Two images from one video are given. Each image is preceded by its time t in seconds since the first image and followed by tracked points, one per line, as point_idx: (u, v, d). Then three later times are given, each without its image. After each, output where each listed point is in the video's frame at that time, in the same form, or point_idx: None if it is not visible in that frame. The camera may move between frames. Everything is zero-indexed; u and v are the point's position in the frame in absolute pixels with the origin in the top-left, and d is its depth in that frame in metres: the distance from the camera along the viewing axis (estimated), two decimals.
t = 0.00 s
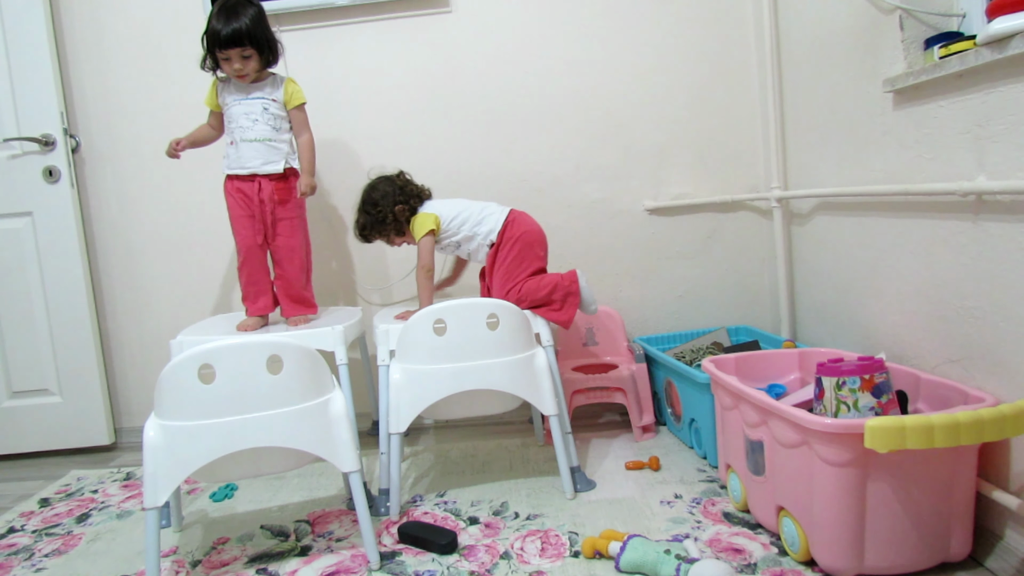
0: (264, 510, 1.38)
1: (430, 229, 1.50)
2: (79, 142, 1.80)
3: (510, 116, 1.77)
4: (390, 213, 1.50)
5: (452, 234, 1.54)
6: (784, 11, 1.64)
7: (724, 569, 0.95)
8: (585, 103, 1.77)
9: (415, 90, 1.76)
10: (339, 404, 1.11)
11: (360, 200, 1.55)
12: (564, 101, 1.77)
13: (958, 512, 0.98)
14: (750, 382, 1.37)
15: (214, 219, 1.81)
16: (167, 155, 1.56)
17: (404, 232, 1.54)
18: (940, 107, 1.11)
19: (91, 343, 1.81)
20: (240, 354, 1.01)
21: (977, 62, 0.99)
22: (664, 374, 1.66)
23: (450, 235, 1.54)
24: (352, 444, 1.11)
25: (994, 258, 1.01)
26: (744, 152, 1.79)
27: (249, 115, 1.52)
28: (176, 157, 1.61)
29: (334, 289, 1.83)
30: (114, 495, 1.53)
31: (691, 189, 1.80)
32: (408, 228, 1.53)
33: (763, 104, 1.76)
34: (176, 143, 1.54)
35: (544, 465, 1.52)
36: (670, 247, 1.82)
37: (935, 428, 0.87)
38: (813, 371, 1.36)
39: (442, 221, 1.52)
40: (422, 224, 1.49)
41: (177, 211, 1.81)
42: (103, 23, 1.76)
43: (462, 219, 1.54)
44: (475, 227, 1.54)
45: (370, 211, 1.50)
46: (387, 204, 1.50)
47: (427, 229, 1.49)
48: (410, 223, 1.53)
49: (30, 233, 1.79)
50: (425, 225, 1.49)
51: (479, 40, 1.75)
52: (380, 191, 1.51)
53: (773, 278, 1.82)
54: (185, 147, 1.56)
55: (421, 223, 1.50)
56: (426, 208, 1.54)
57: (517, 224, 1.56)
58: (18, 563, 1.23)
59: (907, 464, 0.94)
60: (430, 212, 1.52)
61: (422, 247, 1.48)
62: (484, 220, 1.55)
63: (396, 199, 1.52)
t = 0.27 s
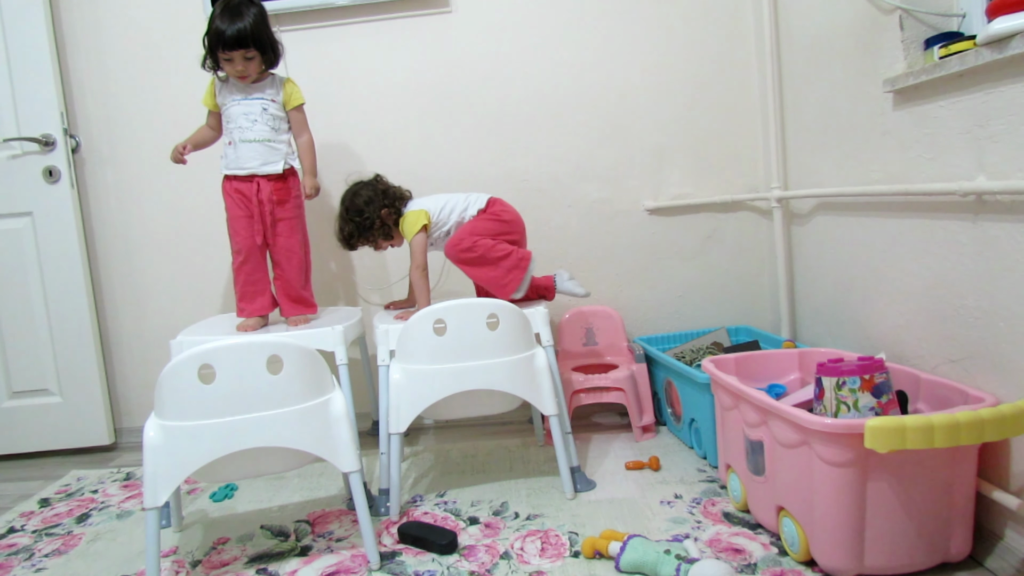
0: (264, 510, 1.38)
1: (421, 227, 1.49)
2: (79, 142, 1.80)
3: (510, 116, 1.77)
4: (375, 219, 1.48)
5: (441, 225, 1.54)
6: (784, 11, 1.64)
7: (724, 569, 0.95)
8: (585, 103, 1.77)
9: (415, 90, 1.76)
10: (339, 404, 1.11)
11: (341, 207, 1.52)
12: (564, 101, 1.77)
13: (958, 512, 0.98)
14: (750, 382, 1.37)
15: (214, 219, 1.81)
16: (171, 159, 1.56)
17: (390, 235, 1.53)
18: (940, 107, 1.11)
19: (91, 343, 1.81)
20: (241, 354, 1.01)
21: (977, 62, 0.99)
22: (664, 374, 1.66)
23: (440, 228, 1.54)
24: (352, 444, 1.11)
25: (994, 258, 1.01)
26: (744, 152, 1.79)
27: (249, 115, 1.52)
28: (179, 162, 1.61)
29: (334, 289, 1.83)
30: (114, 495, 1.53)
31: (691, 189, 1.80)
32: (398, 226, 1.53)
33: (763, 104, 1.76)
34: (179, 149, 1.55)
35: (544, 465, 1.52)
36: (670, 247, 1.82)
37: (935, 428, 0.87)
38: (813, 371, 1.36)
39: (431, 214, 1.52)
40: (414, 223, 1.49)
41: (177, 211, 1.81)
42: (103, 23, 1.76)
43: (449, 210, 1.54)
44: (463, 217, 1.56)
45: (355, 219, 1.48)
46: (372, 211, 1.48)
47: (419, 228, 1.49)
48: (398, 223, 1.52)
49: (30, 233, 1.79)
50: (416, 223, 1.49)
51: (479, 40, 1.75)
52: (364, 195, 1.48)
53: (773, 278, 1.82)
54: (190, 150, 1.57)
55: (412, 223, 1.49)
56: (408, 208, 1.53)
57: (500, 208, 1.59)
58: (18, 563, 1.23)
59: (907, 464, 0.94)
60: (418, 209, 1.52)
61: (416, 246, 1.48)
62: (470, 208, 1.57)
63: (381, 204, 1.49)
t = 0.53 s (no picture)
0: (264, 510, 1.39)
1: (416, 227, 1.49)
2: (79, 142, 1.80)
3: (510, 116, 1.77)
4: (366, 219, 1.50)
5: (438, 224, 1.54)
6: (784, 10, 1.64)
7: (724, 569, 0.95)
8: (585, 103, 1.77)
9: (415, 90, 1.76)
10: (339, 404, 1.11)
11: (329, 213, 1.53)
12: (564, 101, 1.77)
13: (958, 512, 0.98)
14: (750, 382, 1.38)
15: (214, 219, 1.81)
16: (177, 157, 1.57)
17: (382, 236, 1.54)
18: (940, 107, 1.11)
19: (91, 343, 1.81)
20: (241, 354, 1.01)
21: (977, 62, 0.99)
22: (664, 374, 1.66)
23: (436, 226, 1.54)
24: (352, 444, 1.11)
25: (994, 258, 1.01)
26: (744, 152, 1.79)
27: (257, 116, 1.51)
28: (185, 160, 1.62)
29: (334, 289, 1.83)
30: (114, 495, 1.53)
31: (691, 189, 1.80)
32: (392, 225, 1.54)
33: (763, 104, 1.75)
34: (184, 147, 1.57)
35: (544, 465, 1.52)
36: (670, 247, 1.82)
37: (935, 428, 0.87)
38: (813, 371, 1.36)
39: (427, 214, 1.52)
40: (408, 224, 1.48)
41: (177, 211, 1.81)
42: (103, 23, 1.76)
43: (442, 208, 1.54)
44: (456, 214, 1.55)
45: (346, 222, 1.49)
46: (363, 211, 1.49)
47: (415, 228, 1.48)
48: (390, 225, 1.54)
49: (30, 233, 1.79)
50: (412, 223, 1.49)
51: (479, 41, 1.75)
52: (352, 198, 1.50)
53: (773, 278, 1.82)
54: (196, 148, 1.58)
55: (407, 222, 1.49)
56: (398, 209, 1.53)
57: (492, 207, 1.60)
58: (18, 563, 1.23)
59: (907, 464, 0.94)
60: (411, 209, 1.51)
61: (412, 245, 1.48)
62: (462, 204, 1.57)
63: (370, 204, 1.51)
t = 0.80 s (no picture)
0: (264, 510, 1.39)
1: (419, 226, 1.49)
2: (79, 142, 1.80)
3: (509, 116, 1.77)
4: (375, 219, 1.47)
5: (441, 221, 1.53)
6: (784, 11, 1.64)
7: (724, 569, 0.95)
8: (585, 103, 1.77)
9: (415, 90, 1.76)
10: (339, 404, 1.11)
11: (334, 223, 1.48)
12: (564, 101, 1.77)
13: (958, 512, 0.98)
14: (750, 382, 1.38)
15: (214, 219, 1.81)
16: (180, 164, 1.57)
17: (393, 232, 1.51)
18: (940, 108, 1.11)
19: (91, 343, 1.81)
20: (241, 355, 1.01)
21: (977, 62, 0.99)
22: (664, 374, 1.66)
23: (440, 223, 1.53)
24: (352, 445, 1.11)
25: (994, 258, 1.01)
26: (744, 152, 1.79)
27: (256, 118, 1.52)
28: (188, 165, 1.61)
29: (334, 289, 1.83)
30: (114, 495, 1.53)
31: (691, 189, 1.80)
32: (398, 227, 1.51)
33: (763, 104, 1.76)
34: (190, 150, 1.55)
35: (544, 465, 1.52)
36: (670, 247, 1.82)
37: (935, 428, 0.87)
38: (813, 371, 1.37)
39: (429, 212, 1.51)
40: (411, 224, 1.48)
41: (176, 211, 1.81)
42: (103, 23, 1.76)
43: (443, 204, 1.53)
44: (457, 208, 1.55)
45: (357, 227, 1.46)
46: (371, 212, 1.47)
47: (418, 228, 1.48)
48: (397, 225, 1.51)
49: (30, 233, 1.79)
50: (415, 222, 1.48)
51: (479, 41, 1.75)
52: (359, 200, 1.47)
53: (773, 278, 1.82)
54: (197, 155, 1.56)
55: (410, 222, 1.48)
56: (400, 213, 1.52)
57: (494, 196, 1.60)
58: (18, 563, 1.23)
59: (907, 464, 0.94)
60: (413, 208, 1.50)
61: (418, 245, 1.47)
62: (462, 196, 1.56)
63: (376, 205, 1.48)
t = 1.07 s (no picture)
0: (264, 510, 1.39)
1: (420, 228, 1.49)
2: (79, 142, 1.80)
3: (509, 116, 1.77)
4: (376, 219, 1.47)
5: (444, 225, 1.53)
6: (784, 10, 1.64)
7: (724, 569, 0.95)
8: (585, 103, 1.77)
9: (414, 90, 1.76)
10: (339, 404, 1.11)
11: (334, 223, 1.49)
12: (564, 100, 1.77)
13: (959, 512, 0.98)
14: (750, 382, 1.37)
15: (213, 219, 1.81)
16: (171, 169, 1.54)
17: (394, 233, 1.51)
18: (940, 108, 1.11)
19: (91, 343, 1.81)
20: (241, 354, 1.01)
21: (977, 63, 0.99)
22: (664, 374, 1.66)
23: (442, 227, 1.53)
24: (352, 445, 1.11)
25: (994, 258, 1.01)
26: (744, 152, 1.79)
27: (247, 114, 1.51)
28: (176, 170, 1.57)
29: (334, 289, 1.83)
30: (114, 495, 1.53)
31: (692, 189, 1.80)
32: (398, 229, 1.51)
33: (763, 104, 1.75)
34: (178, 155, 1.51)
35: (544, 465, 1.52)
36: (670, 247, 1.82)
37: (935, 428, 0.87)
38: (813, 371, 1.36)
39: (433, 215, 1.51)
40: (413, 224, 1.48)
41: (176, 211, 1.81)
42: (103, 23, 1.76)
43: (448, 210, 1.53)
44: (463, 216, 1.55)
45: (357, 226, 1.46)
46: (372, 212, 1.47)
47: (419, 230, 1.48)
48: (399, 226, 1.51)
49: (30, 233, 1.79)
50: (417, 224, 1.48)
51: (479, 41, 1.75)
52: (361, 198, 1.48)
53: (773, 278, 1.82)
54: (188, 159, 1.53)
55: (412, 223, 1.48)
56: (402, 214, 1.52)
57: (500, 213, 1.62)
58: (18, 563, 1.23)
59: (908, 464, 0.94)
60: (417, 209, 1.51)
61: (418, 245, 1.47)
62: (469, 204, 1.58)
63: (376, 204, 1.49)
